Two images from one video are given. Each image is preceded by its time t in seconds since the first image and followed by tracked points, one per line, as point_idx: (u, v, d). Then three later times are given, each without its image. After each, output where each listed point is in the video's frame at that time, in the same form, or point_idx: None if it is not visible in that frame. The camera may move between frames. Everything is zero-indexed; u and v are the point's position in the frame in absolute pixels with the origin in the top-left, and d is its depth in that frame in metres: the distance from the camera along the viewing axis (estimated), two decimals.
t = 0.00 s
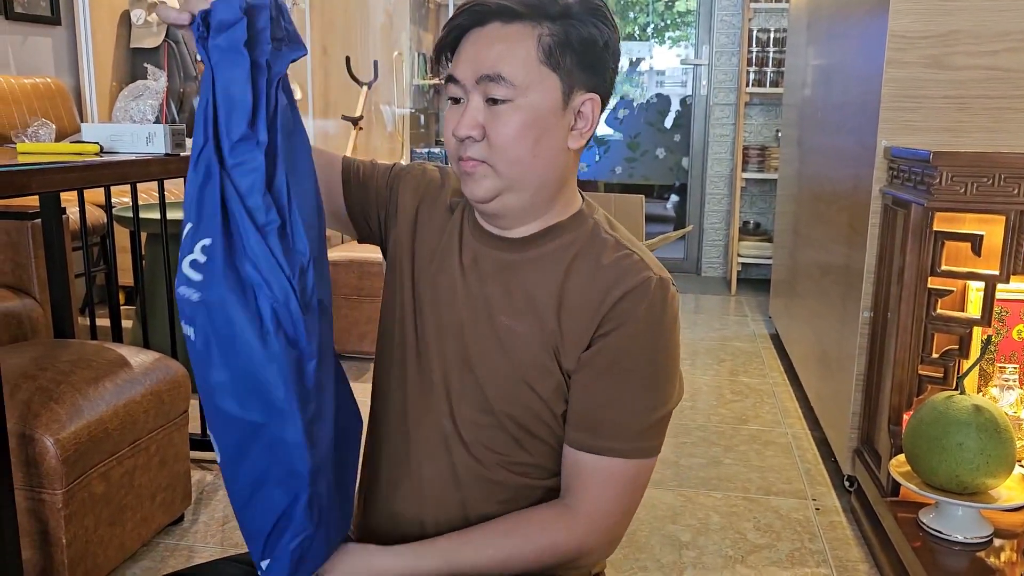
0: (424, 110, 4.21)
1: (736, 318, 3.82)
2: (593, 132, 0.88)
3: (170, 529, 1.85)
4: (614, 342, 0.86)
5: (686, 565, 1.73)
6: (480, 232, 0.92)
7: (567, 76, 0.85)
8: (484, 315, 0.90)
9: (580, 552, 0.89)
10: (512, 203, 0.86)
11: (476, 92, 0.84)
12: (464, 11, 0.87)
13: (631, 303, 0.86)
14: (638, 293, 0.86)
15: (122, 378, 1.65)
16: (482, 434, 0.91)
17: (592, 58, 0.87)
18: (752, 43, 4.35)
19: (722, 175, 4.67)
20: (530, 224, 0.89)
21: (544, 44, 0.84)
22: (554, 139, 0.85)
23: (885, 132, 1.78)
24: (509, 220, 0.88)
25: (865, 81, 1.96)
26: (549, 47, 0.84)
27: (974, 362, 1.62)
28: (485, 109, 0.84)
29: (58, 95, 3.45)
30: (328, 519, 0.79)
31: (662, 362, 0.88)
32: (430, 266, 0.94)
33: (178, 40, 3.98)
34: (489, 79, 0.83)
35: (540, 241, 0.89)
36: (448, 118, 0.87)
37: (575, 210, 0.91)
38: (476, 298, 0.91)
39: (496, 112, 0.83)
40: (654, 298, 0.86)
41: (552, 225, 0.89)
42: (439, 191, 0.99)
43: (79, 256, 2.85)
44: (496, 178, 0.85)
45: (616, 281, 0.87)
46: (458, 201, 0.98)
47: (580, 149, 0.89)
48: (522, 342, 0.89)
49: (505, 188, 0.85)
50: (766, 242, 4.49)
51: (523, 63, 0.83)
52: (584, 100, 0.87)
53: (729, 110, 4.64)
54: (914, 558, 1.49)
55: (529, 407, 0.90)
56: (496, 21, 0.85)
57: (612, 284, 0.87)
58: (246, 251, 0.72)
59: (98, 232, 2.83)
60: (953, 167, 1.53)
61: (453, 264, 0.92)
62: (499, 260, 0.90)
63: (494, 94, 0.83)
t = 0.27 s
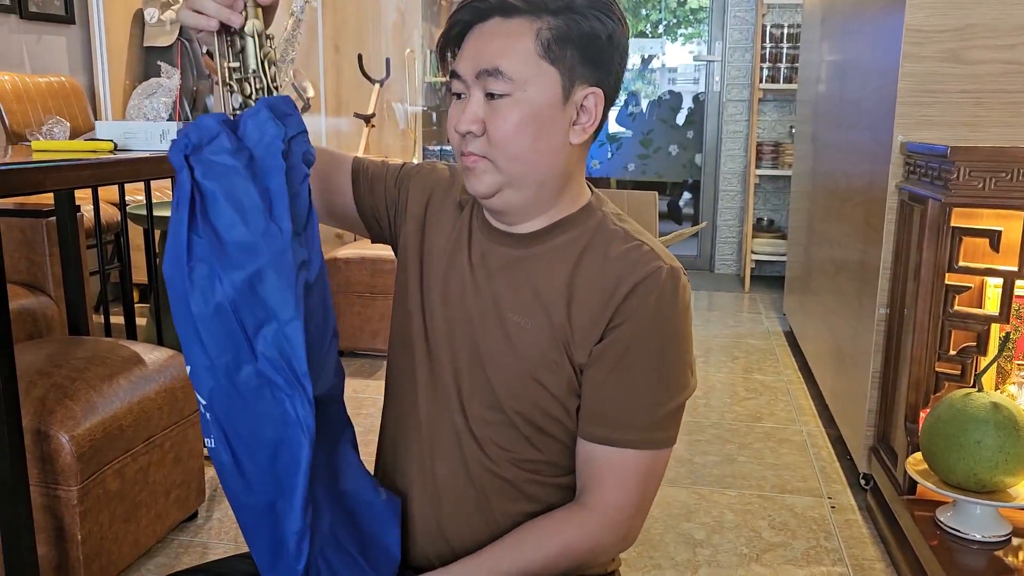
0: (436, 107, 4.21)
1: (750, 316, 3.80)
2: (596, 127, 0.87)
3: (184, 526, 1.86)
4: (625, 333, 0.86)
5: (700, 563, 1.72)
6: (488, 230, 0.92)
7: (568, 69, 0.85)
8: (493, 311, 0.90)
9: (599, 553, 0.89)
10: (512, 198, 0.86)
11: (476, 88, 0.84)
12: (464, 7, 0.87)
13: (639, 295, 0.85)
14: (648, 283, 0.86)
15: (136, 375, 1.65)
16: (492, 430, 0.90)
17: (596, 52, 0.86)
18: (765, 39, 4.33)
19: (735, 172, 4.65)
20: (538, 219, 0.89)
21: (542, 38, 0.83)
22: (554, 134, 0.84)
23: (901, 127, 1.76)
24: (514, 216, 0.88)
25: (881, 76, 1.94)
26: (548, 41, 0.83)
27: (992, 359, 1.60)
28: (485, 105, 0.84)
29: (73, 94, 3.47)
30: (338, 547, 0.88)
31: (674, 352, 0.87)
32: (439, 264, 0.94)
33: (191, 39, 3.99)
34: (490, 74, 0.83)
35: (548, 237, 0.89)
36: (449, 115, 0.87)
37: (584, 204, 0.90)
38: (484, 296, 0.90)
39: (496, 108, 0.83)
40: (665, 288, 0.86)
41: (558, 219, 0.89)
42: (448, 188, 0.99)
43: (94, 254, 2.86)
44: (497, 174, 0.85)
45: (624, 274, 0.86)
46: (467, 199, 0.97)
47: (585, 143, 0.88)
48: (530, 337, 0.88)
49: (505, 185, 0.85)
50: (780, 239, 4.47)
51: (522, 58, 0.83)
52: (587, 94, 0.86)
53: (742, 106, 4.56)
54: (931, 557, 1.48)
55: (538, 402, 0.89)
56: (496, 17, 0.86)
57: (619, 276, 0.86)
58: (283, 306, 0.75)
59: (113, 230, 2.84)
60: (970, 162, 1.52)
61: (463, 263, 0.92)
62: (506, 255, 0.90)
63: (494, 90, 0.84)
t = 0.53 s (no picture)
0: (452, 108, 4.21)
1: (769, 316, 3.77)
2: (600, 123, 0.88)
3: (204, 526, 1.86)
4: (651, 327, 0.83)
5: (721, 565, 1.71)
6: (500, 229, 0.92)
7: (572, 63, 0.87)
8: (510, 308, 0.89)
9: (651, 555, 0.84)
10: (511, 189, 0.87)
11: (483, 76, 0.87)
12: None
13: (658, 286, 0.83)
14: (666, 274, 0.84)
15: (156, 375, 1.66)
16: (512, 429, 0.89)
17: (603, 47, 0.88)
18: (783, 38, 4.30)
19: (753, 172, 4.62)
20: (550, 210, 0.90)
21: (547, 31, 0.86)
22: (555, 127, 0.87)
23: (923, 124, 1.74)
24: (517, 209, 0.90)
25: (903, 72, 1.92)
26: (553, 34, 0.86)
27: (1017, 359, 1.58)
28: (488, 93, 0.87)
29: (92, 97, 3.49)
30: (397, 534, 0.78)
31: (687, 345, 0.83)
32: (454, 261, 0.93)
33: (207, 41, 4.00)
34: (494, 63, 0.87)
35: (562, 231, 0.89)
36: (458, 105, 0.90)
37: (592, 199, 0.91)
38: (500, 293, 0.90)
39: (498, 95, 0.86)
40: (684, 275, 0.84)
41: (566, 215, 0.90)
42: (463, 185, 0.99)
43: (113, 256, 2.87)
44: (496, 164, 0.87)
45: (642, 265, 0.85)
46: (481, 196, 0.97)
47: (592, 139, 0.90)
48: (549, 333, 0.87)
49: (505, 172, 0.87)
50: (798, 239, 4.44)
51: (527, 50, 0.86)
52: (592, 90, 0.88)
53: (760, 104, 4.60)
54: (956, 560, 1.46)
55: (556, 400, 0.88)
56: (508, 10, 0.89)
57: (638, 268, 0.85)
58: (247, 278, 0.72)
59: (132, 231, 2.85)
60: (995, 159, 1.50)
61: (478, 260, 0.91)
62: (521, 252, 0.89)
63: (497, 79, 0.86)
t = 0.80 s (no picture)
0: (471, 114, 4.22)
1: (790, 320, 3.74)
2: (621, 124, 0.88)
3: (227, 531, 1.87)
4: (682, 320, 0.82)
5: (745, 571, 1.69)
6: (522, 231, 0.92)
7: (592, 64, 0.87)
8: (534, 308, 0.88)
9: (732, 555, 0.74)
10: (532, 191, 0.87)
11: (504, 79, 0.88)
12: (501, 3, 0.91)
13: (684, 285, 0.82)
14: (695, 272, 0.83)
15: (180, 380, 1.66)
16: (537, 432, 0.89)
17: (622, 48, 0.88)
18: (803, 41, 4.27)
19: (773, 176, 4.60)
20: (573, 211, 0.90)
21: (567, 32, 0.86)
22: (575, 128, 0.87)
23: (948, 125, 1.73)
24: (538, 210, 0.89)
25: (927, 74, 1.90)
26: (572, 34, 0.86)
27: None
28: (510, 95, 0.87)
29: (115, 104, 3.53)
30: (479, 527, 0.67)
31: (719, 340, 0.80)
32: (476, 261, 0.93)
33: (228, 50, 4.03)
34: (514, 66, 0.87)
35: (586, 232, 0.88)
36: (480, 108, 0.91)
37: (614, 200, 0.91)
38: (523, 295, 0.89)
39: (519, 98, 0.86)
40: (711, 270, 0.83)
41: (587, 217, 0.90)
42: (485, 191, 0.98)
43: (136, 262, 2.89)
44: (517, 166, 0.87)
45: (668, 266, 0.84)
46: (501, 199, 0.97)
47: (613, 140, 0.90)
48: (573, 335, 0.87)
49: (525, 174, 0.87)
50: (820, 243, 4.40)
51: (547, 52, 0.86)
52: (612, 91, 0.88)
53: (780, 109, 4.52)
54: (986, 567, 1.44)
55: (581, 403, 0.87)
56: (526, 12, 0.89)
57: (664, 268, 0.84)
58: (294, 240, 0.63)
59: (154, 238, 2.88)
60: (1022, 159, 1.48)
61: (500, 262, 0.91)
62: (543, 251, 0.89)
63: (518, 80, 0.87)
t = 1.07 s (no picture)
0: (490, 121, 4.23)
1: (811, 327, 3.72)
2: (645, 131, 0.88)
3: (250, 539, 1.88)
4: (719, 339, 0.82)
5: None
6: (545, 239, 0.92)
7: (615, 71, 0.87)
8: (559, 316, 0.88)
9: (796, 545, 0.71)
10: (557, 199, 0.87)
11: (527, 87, 0.87)
12: (522, 9, 0.91)
13: (715, 295, 0.83)
14: (726, 281, 0.83)
15: (205, 388, 1.67)
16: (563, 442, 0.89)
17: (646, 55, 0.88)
18: (822, 45, 4.26)
19: (793, 181, 4.58)
20: (598, 220, 0.90)
21: (590, 39, 0.86)
22: (599, 135, 0.87)
23: (973, 129, 1.71)
24: (561, 218, 0.89)
25: (950, 79, 1.89)
26: (596, 40, 0.86)
27: None
28: (533, 103, 0.87)
29: (137, 115, 3.56)
30: None
31: (751, 348, 0.80)
32: (499, 268, 0.93)
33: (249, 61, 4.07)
34: (537, 74, 0.87)
35: (612, 239, 0.88)
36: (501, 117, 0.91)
37: (639, 208, 0.91)
38: (549, 302, 0.89)
39: (542, 107, 0.86)
40: (742, 280, 0.84)
41: (611, 225, 0.90)
42: (512, 196, 0.98)
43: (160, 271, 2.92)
44: (541, 174, 0.87)
45: (697, 275, 0.84)
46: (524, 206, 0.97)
47: (637, 148, 0.90)
48: (599, 344, 0.87)
49: (549, 182, 0.87)
50: (840, 248, 4.38)
51: (570, 59, 0.86)
52: (637, 98, 0.88)
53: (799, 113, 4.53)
54: None
55: (606, 413, 0.87)
56: (549, 19, 0.89)
57: (692, 278, 0.84)
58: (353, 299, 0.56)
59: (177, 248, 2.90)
60: None
61: (525, 268, 0.91)
62: (566, 259, 0.89)
63: (541, 89, 0.87)
